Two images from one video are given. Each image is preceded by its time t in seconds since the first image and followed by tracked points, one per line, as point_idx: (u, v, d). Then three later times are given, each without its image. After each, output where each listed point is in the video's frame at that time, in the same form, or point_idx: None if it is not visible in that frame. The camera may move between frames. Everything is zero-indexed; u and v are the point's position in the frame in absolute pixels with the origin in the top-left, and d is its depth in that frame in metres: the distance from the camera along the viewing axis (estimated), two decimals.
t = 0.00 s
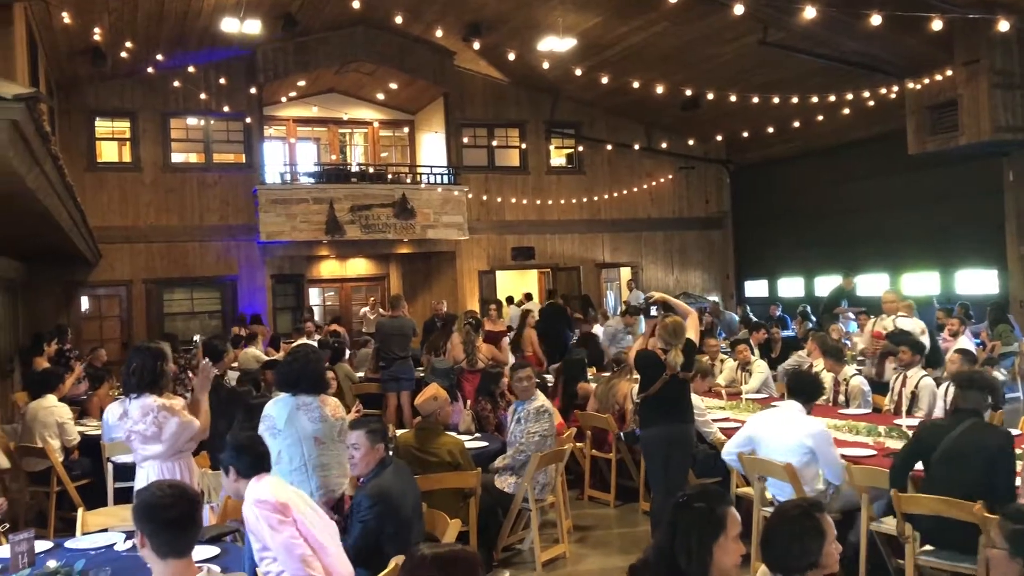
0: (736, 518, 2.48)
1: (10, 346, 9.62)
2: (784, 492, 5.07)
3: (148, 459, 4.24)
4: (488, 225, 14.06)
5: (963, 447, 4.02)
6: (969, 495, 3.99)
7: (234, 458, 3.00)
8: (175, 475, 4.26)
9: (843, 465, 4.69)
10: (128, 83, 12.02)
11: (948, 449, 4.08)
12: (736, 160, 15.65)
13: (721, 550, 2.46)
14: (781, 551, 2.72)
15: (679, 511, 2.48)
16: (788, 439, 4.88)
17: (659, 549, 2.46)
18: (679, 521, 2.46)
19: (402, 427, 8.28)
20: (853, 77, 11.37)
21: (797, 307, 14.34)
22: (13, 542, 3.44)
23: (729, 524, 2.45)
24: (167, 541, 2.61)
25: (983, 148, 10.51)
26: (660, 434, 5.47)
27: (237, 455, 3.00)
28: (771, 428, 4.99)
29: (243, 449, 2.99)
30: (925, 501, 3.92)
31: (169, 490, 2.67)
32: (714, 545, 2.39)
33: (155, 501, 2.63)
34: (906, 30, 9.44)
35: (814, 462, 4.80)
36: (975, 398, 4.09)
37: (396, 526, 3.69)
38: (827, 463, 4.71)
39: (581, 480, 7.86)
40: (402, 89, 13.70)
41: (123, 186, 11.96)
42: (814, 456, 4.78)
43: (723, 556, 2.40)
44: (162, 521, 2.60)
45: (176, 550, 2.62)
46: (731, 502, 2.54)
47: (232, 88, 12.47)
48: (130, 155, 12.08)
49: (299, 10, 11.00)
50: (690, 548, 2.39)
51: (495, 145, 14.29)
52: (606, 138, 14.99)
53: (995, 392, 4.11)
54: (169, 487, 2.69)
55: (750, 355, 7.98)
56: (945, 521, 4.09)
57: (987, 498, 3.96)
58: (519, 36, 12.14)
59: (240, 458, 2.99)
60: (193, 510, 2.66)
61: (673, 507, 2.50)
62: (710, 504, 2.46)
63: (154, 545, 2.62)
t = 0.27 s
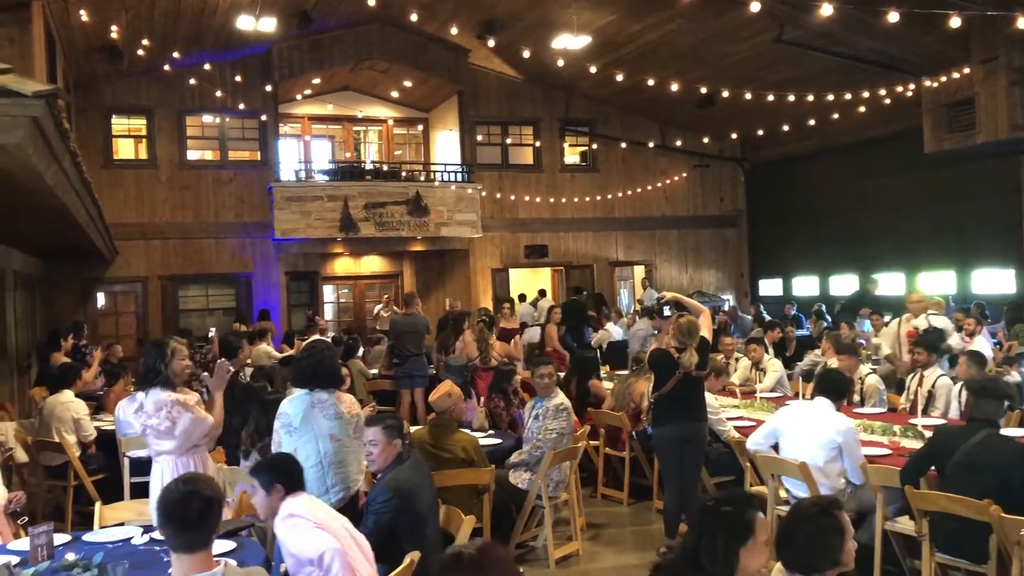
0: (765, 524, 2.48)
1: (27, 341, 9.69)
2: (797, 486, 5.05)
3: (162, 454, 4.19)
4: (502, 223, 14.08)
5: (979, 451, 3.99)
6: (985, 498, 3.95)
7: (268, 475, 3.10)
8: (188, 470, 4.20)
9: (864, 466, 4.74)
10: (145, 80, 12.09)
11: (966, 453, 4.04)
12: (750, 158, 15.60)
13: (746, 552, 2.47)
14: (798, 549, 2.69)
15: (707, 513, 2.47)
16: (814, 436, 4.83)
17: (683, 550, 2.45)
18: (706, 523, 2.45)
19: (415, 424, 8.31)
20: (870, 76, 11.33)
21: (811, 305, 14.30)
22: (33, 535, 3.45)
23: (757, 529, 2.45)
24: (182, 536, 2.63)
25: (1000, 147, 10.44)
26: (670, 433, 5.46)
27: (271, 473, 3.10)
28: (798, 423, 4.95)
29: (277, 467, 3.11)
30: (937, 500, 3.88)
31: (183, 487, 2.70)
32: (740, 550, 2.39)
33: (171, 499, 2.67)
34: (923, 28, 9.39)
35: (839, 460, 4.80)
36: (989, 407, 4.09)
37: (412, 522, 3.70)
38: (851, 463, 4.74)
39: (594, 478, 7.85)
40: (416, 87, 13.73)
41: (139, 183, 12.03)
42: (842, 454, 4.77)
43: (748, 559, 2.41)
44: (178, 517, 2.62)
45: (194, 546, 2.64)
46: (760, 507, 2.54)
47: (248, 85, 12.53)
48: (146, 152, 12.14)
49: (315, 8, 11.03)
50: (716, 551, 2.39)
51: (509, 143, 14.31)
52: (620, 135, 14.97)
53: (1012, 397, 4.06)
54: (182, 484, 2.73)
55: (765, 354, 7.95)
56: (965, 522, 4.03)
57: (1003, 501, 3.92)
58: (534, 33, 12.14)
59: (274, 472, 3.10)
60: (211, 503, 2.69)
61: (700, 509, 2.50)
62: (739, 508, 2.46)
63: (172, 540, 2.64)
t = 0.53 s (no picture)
0: (809, 536, 2.34)
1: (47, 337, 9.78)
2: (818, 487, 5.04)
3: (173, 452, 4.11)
4: (517, 221, 14.10)
5: (997, 454, 3.93)
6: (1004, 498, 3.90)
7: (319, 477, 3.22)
8: (202, 467, 4.10)
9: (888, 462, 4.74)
10: (162, 78, 12.16)
11: (983, 456, 3.98)
12: (767, 156, 15.53)
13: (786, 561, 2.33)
14: (828, 548, 2.53)
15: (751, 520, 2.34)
16: (837, 433, 4.83)
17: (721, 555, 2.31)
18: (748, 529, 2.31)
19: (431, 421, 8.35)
20: (887, 73, 11.26)
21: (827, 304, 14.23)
22: (53, 528, 3.48)
23: (801, 540, 2.31)
24: (204, 531, 2.63)
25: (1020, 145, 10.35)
26: (684, 432, 5.45)
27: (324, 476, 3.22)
28: (820, 420, 4.94)
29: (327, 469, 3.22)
30: (957, 500, 3.85)
31: (206, 482, 2.69)
32: (783, 558, 2.25)
33: (196, 494, 2.67)
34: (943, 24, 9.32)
35: (860, 459, 4.79)
36: (1004, 409, 3.97)
37: (421, 513, 3.75)
38: (874, 461, 4.75)
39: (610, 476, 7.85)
40: (432, 85, 13.75)
41: (156, 180, 12.11)
42: (864, 451, 4.77)
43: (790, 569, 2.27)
44: (200, 514, 2.62)
45: (215, 541, 2.64)
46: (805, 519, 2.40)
47: (265, 83, 12.58)
48: (163, 149, 12.21)
49: (331, 5, 11.06)
50: (757, 558, 2.26)
51: (524, 140, 14.31)
52: (636, 133, 14.94)
53: None
54: (205, 479, 2.72)
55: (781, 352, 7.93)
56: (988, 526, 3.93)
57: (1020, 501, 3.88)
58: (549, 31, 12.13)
59: (327, 476, 3.21)
60: (233, 499, 2.68)
61: (746, 515, 2.36)
62: (786, 518, 2.34)
63: (194, 535, 2.64)
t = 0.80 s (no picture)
0: (832, 537, 2.28)
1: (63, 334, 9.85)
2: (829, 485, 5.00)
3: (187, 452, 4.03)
4: (530, 220, 14.12)
5: (1010, 456, 3.89)
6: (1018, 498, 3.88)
7: (368, 469, 3.14)
8: (207, 466, 4.03)
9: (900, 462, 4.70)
10: (177, 77, 12.22)
11: (997, 458, 3.94)
12: (781, 154, 15.48)
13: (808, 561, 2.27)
14: (850, 547, 2.52)
15: (772, 519, 2.27)
16: (852, 431, 4.81)
17: (743, 557, 2.26)
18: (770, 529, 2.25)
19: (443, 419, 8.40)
20: (902, 71, 11.21)
21: (842, 303, 14.18)
22: (70, 523, 3.50)
23: (823, 541, 2.25)
24: (219, 522, 2.62)
25: None
26: (698, 430, 5.44)
27: (371, 467, 3.14)
28: (835, 420, 4.93)
29: (376, 461, 3.14)
30: (969, 499, 3.85)
31: (226, 474, 2.71)
32: (805, 557, 2.20)
33: (215, 486, 2.68)
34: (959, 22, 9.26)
35: (874, 458, 4.77)
36: (1010, 412, 3.95)
37: (453, 517, 3.82)
38: (887, 462, 4.72)
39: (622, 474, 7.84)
40: (445, 83, 13.78)
41: (171, 178, 12.17)
42: (877, 452, 4.75)
43: (811, 570, 2.21)
44: (217, 503, 2.62)
45: (230, 533, 2.63)
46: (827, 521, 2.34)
47: (279, 82, 12.64)
48: (178, 148, 12.28)
49: (345, 5, 11.09)
50: (778, 558, 2.20)
51: (537, 139, 14.32)
52: (648, 131, 14.93)
53: None
54: (224, 472, 2.74)
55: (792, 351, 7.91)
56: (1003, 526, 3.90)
57: None
58: (562, 29, 12.13)
59: (377, 469, 3.13)
60: (251, 491, 2.68)
61: (766, 516, 2.30)
62: (808, 518, 2.27)
63: (210, 525, 2.63)
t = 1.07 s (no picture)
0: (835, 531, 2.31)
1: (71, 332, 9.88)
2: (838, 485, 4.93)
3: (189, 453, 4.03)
4: (538, 219, 14.12)
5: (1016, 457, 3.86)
6: None
7: (383, 467, 3.12)
8: (205, 465, 4.06)
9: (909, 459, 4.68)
10: (185, 75, 12.24)
11: (1003, 459, 3.91)
12: (788, 153, 15.45)
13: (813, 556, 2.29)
14: (862, 545, 2.50)
15: (776, 514, 2.30)
16: (859, 430, 4.75)
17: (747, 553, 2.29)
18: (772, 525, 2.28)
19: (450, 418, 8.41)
20: (912, 70, 11.17)
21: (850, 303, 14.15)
22: (79, 520, 3.50)
23: (827, 534, 2.27)
24: (225, 515, 2.60)
25: None
26: (707, 428, 5.40)
27: (387, 466, 3.13)
28: (840, 419, 4.87)
29: (392, 459, 3.13)
30: (978, 500, 3.82)
31: (236, 469, 2.70)
32: (810, 550, 2.22)
33: (224, 481, 2.65)
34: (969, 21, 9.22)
35: (883, 458, 4.72)
36: (1014, 413, 3.91)
37: (463, 515, 3.82)
38: (896, 459, 4.69)
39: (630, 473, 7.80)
40: (453, 82, 13.79)
41: (179, 177, 12.19)
42: (886, 450, 4.70)
43: (816, 564, 2.23)
44: (225, 497, 2.60)
45: (236, 528, 2.60)
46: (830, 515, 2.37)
47: (287, 80, 12.65)
48: (186, 146, 12.30)
49: (353, 3, 11.09)
50: (782, 554, 2.23)
51: (545, 138, 14.32)
52: (656, 130, 14.91)
53: None
54: (235, 469, 2.71)
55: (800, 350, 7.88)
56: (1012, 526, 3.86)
57: None
58: (570, 26, 12.12)
59: (393, 467, 3.12)
60: (260, 489, 2.66)
61: (770, 510, 2.32)
62: (811, 512, 2.29)
63: (217, 519, 2.61)
